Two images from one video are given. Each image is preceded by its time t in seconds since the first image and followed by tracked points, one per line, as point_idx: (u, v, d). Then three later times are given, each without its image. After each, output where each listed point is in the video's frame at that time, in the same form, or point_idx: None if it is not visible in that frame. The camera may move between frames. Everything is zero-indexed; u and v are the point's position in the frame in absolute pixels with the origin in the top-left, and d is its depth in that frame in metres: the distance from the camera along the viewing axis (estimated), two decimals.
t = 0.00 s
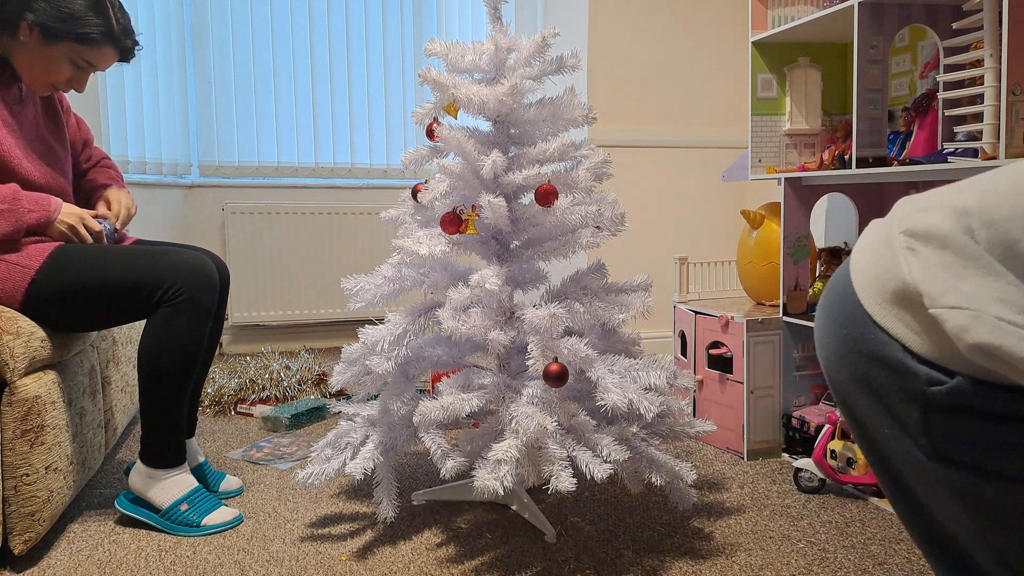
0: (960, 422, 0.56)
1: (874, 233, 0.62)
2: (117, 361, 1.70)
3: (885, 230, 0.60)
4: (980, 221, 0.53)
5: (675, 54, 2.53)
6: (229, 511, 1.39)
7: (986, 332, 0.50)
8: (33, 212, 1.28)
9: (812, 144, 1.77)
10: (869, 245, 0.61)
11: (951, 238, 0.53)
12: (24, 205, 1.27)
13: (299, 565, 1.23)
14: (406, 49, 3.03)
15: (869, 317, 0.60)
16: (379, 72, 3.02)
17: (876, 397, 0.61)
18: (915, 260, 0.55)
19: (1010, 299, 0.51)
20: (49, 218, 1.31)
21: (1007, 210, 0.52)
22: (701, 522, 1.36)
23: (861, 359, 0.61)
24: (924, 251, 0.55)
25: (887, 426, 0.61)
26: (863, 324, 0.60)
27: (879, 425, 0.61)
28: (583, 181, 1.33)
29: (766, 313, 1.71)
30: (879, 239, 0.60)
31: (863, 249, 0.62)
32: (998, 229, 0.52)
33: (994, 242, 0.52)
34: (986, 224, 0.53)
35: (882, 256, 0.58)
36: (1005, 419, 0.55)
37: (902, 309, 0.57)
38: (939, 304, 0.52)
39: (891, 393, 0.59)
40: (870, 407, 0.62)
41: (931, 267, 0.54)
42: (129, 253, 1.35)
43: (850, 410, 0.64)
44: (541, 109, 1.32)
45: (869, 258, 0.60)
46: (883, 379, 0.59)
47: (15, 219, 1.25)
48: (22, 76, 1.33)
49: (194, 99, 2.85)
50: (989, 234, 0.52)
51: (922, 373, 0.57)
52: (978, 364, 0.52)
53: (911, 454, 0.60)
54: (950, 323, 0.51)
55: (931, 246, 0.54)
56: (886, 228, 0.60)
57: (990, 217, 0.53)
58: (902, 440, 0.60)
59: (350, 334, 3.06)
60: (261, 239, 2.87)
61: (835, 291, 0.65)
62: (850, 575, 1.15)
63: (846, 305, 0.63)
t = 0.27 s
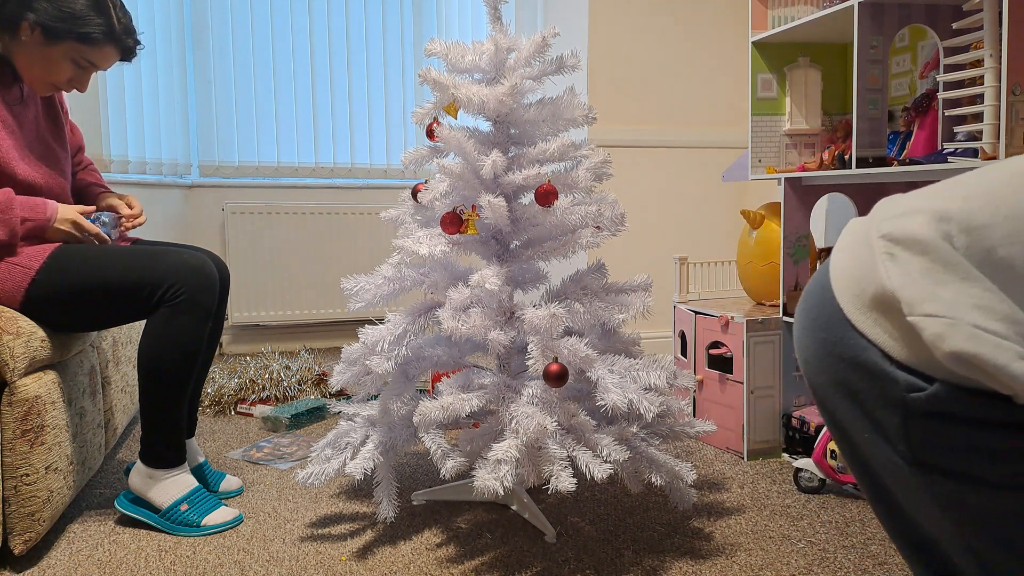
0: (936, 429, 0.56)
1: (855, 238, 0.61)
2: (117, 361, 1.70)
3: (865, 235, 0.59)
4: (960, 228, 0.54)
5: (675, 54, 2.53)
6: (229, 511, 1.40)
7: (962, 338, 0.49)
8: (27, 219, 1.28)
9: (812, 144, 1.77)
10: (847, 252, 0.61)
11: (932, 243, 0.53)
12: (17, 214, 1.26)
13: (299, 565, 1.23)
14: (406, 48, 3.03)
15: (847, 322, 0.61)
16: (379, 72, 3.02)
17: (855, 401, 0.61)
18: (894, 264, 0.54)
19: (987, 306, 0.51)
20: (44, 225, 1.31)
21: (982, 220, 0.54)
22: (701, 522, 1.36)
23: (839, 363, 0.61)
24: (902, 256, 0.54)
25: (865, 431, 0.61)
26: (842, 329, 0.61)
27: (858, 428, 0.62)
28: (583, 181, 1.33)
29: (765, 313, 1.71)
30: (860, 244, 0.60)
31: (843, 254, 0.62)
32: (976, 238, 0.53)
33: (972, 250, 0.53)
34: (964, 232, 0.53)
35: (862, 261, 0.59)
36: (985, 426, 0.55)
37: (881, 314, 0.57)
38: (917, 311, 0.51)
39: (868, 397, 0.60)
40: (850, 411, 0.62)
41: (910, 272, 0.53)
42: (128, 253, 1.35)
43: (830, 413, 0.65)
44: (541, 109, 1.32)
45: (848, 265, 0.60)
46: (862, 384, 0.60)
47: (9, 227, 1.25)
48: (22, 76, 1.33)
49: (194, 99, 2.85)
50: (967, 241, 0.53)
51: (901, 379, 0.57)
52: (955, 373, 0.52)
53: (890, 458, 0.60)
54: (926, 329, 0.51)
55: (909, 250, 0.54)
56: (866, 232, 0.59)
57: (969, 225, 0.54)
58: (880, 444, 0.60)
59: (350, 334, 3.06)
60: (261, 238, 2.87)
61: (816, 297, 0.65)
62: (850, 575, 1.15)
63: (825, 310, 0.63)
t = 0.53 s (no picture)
0: (913, 434, 0.56)
1: (829, 242, 0.62)
2: (117, 361, 1.70)
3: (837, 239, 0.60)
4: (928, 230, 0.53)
5: (675, 53, 2.53)
6: (229, 511, 1.40)
7: (921, 343, 0.50)
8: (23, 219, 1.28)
9: (812, 144, 1.77)
10: (825, 254, 0.62)
11: (897, 248, 0.53)
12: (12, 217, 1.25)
13: (299, 565, 1.23)
14: (406, 48, 3.03)
15: (821, 326, 0.60)
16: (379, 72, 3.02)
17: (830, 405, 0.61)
18: (863, 268, 0.55)
19: (949, 307, 0.51)
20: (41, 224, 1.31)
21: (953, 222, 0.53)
22: (700, 522, 1.36)
23: (814, 369, 0.61)
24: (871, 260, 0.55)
25: (842, 434, 0.61)
26: (816, 333, 0.61)
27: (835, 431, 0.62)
28: (583, 181, 1.33)
29: (765, 313, 1.71)
30: (832, 248, 0.60)
31: (817, 257, 0.63)
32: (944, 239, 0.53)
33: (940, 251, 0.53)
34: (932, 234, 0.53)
35: (834, 265, 0.59)
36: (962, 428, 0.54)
37: (853, 316, 0.57)
38: (881, 316, 0.52)
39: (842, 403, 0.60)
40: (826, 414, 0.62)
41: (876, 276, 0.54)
42: (127, 253, 1.35)
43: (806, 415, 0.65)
44: (541, 109, 1.32)
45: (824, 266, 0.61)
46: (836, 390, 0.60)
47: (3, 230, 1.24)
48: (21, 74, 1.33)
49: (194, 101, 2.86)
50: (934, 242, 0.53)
51: (872, 383, 0.56)
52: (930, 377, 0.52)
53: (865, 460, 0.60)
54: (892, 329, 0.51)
55: (878, 254, 0.54)
56: (839, 237, 0.60)
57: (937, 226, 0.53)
58: (856, 447, 0.61)
59: (350, 334, 3.06)
60: (261, 238, 2.87)
61: (790, 301, 0.65)
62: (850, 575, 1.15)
63: (799, 314, 0.63)
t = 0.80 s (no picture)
0: (900, 431, 0.56)
1: (822, 243, 0.62)
2: (117, 361, 1.70)
3: (829, 240, 0.61)
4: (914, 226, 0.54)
5: (674, 53, 2.53)
6: (229, 511, 1.39)
7: (902, 330, 0.49)
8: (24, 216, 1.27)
9: (812, 144, 1.77)
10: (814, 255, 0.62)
11: (884, 243, 0.54)
12: (13, 213, 1.25)
13: (299, 565, 1.23)
14: (406, 49, 3.04)
15: (812, 322, 0.60)
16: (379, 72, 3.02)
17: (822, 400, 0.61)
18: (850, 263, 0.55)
19: (932, 298, 0.51)
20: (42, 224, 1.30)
21: (941, 219, 0.54)
22: (701, 522, 1.36)
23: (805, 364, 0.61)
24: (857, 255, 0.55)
25: (835, 431, 0.61)
26: (808, 330, 0.60)
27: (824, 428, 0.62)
28: (583, 181, 1.33)
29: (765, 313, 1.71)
30: (825, 249, 0.61)
31: (810, 258, 0.63)
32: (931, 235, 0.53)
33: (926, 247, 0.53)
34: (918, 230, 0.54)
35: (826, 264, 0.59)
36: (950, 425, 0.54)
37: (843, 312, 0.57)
38: (865, 308, 0.52)
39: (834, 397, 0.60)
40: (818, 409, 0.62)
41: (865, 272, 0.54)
42: (127, 253, 1.35)
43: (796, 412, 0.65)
44: (541, 109, 1.32)
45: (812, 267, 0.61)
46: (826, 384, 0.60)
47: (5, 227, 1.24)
48: (19, 70, 1.33)
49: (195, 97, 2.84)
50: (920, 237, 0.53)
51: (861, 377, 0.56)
52: (918, 372, 0.52)
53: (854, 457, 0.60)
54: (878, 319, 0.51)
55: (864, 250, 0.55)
56: (830, 238, 0.61)
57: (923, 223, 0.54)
58: (846, 444, 0.60)
59: (350, 334, 3.06)
60: (261, 238, 2.87)
61: (785, 301, 0.65)
62: None
63: (791, 312, 0.63)
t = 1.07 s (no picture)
0: (886, 423, 0.55)
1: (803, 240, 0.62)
2: (117, 361, 1.70)
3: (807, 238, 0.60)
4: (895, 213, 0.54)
5: (674, 52, 2.53)
6: (229, 511, 1.40)
7: (876, 324, 0.50)
8: (35, 204, 1.28)
9: (812, 144, 1.77)
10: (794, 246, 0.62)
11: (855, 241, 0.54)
12: (25, 200, 1.27)
13: (299, 565, 1.23)
14: (406, 49, 3.04)
15: (798, 320, 0.60)
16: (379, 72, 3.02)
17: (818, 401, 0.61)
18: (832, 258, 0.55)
19: (903, 289, 0.50)
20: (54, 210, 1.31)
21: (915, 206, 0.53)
22: (701, 522, 1.36)
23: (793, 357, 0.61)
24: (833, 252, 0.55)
25: (829, 427, 0.60)
26: (794, 328, 0.60)
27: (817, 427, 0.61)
28: (583, 181, 1.33)
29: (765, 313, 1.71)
30: (805, 247, 0.60)
31: (792, 256, 0.63)
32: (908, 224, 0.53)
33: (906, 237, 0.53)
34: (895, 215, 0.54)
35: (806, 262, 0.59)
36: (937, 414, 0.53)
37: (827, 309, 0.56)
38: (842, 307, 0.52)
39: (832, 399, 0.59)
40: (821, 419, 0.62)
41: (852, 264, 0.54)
42: (127, 253, 1.35)
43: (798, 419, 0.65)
44: (541, 109, 1.32)
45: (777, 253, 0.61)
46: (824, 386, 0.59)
47: (17, 215, 1.26)
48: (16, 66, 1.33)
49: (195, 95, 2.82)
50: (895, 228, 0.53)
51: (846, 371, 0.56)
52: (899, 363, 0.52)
53: (846, 454, 0.60)
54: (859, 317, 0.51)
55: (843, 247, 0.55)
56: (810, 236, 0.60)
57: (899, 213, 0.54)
58: (840, 439, 0.59)
59: (350, 334, 3.06)
60: (261, 238, 2.86)
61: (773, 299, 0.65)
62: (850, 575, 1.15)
63: (779, 311, 0.63)
